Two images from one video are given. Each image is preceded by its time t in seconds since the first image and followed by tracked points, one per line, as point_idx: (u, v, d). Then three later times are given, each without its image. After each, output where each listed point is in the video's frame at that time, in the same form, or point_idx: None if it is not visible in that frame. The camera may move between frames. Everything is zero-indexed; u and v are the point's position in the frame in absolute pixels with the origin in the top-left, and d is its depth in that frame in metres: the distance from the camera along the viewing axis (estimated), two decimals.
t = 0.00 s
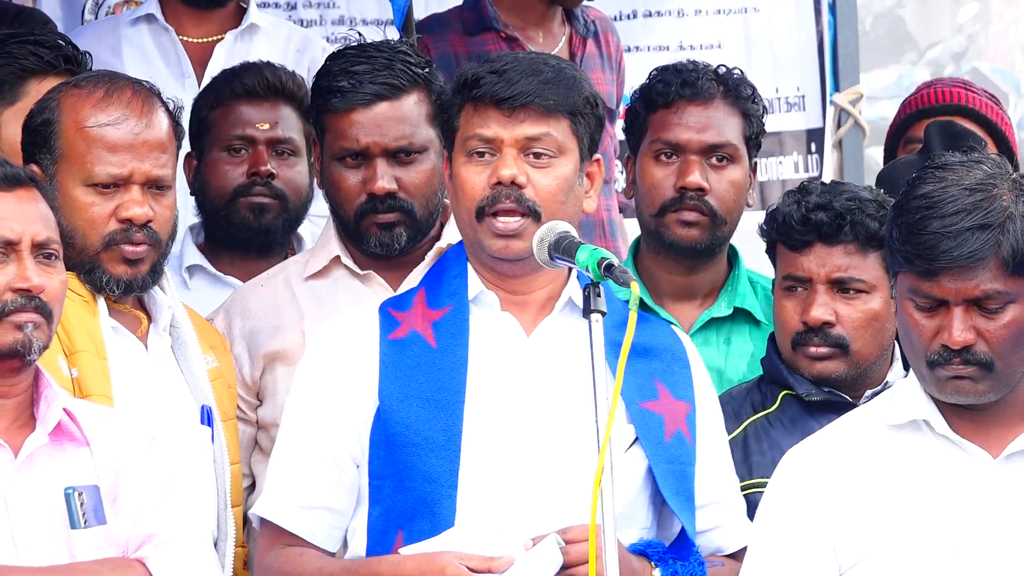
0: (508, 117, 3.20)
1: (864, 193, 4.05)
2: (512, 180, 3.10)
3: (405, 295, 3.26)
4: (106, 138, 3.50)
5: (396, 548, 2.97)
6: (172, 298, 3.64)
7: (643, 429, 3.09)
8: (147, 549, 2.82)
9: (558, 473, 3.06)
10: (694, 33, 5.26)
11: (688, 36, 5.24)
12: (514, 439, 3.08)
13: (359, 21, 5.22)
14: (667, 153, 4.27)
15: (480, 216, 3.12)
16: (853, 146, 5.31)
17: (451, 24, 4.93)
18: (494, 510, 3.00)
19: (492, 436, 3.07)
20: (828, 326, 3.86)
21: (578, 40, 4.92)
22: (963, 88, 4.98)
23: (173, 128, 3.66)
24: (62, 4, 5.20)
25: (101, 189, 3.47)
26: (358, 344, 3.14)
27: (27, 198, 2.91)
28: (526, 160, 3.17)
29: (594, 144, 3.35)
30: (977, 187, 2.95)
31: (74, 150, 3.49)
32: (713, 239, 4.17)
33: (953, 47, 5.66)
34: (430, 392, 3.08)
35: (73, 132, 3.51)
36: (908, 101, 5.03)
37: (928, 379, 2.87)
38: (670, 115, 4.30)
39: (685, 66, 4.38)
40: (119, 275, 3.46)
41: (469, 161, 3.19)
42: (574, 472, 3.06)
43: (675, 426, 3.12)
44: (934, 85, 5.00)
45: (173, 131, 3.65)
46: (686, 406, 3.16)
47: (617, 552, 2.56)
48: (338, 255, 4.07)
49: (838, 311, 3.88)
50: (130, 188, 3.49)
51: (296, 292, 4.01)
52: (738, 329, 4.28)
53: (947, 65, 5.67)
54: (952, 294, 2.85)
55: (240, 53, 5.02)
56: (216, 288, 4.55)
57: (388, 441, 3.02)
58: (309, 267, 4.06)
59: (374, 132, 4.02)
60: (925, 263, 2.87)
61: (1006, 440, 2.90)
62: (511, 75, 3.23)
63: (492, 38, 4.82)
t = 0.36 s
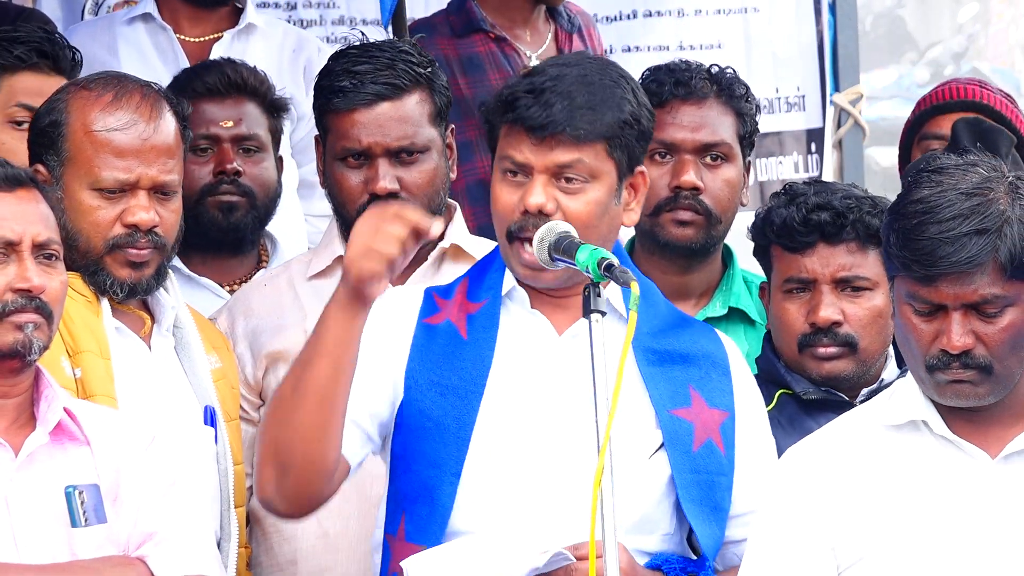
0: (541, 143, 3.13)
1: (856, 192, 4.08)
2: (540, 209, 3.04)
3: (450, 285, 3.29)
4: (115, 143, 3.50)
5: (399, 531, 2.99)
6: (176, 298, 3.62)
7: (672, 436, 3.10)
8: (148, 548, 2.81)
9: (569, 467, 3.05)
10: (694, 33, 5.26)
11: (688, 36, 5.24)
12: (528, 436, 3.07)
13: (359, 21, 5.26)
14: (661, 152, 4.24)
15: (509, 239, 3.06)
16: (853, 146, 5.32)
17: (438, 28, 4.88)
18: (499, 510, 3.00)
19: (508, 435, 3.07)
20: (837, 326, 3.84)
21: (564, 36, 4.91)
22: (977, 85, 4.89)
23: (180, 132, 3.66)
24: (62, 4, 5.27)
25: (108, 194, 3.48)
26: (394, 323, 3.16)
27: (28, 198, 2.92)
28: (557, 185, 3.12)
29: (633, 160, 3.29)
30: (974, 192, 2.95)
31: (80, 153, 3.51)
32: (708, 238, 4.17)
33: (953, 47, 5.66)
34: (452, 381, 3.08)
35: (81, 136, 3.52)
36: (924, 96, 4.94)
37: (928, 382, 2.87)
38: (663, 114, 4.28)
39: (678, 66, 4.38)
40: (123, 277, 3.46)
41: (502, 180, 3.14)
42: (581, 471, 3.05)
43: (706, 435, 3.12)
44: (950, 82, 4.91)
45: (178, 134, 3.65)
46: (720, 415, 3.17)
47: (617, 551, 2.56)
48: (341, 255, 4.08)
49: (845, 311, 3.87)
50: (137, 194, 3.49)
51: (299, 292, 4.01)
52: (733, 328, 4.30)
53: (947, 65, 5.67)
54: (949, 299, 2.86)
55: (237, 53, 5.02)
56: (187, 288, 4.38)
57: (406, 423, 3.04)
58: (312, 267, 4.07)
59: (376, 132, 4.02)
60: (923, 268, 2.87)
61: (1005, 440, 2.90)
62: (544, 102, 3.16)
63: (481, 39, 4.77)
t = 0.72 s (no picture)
0: (568, 136, 3.18)
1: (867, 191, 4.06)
2: (570, 200, 3.10)
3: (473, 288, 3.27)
4: (116, 143, 3.50)
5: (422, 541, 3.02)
6: (178, 299, 3.63)
7: (690, 439, 3.10)
8: (147, 548, 2.82)
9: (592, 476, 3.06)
10: (694, 33, 5.26)
11: (688, 36, 5.23)
12: (550, 445, 3.08)
13: (359, 21, 5.24)
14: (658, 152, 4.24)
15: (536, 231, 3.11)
16: (853, 146, 5.32)
17: (436, 36, 4.87)
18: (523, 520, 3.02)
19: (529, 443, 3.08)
20: (862, 324, 3.80)
21: (563, 34, 4.92)
22: (989, 85, 4.85)
23: (181, 132, 3.66)
24: (62, 4, 5.31)
25: (110, 195, 3.48)
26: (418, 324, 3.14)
27: (27, 199, 2.92)
28: (585, 178, 3.16)
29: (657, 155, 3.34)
30: (975, 194, 2.95)
31: (83, 153, 3.51)
32: (705, 239, 4.17)
33: (953, 47, 5.65)
34: (476, 388, 3.08)
35: (83, 136, 3.52)
36: (935, 95, 4.91)
37: (929, 385, 2.87)
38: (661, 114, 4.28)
39: (675, 67, 4.39)
40: (125, 275, 3.47)
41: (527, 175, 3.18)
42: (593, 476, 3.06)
43: (724, 439, 3.13)
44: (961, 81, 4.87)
45: (180, 133, 3.65)
46: (739, 420, 3.17)
47: (617, 553, 2.55)
48: (344, 255, 4.06)
49: (867, 307, 3.83)
50: (139, 195, 3.48)
51: (302, 291, 4.01)
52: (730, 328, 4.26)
53: (947, 65, 5.66)
54: (950, 301, 2.85)
55: (235, 49, 5.03)
56: (210, 291, 4.42)
57: (428, 431, 3.00)
58: (315, 266, 4.06)
59: (377, 132, 4.01)
60: (925, 271, 2.87)
61: (1006, 440, 2.90)
62: (572, 94, 3.21)
63: (480, 43, 4.77)
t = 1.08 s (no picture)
0: (560, 125, 3.21)
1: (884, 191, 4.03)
2: (578, 186, 3.08)
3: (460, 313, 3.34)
4: (115, 141, 3.50)
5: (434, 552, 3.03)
6: (177, 298, 3.63)
7: (686, 420, 3.12)
8: (147, 548, 2.81)
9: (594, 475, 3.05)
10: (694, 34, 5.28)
11: (688, 36, 5.26)
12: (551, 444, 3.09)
13: (359, 22, 5.24)
14: (661, 152, 4.26)
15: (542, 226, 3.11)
16: (853, 146, 5.29)
17: (456, 37, 5.03)
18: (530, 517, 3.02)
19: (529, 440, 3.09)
20: (877, 325, 3.80)
21: (587, 34, 4.98)
22: (992, 88, 4.85)
23: (180, 130, 3.66)
24: (62, 5, 5.30)
25: (110, 192, 3.49)
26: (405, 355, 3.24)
27: (27, 199, 2.92)
28: (582, 166, 3.17)
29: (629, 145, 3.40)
30: (976, 190, 2.95)
31: (82, 151, 3.51)
32: (708, 239, 4.17)
33: (953, 47, 5.65)
34: (464, 399, 3.13)
35: (81, 135, 3.52)
36: (935, 98, 4.90)
37: (930, 381, 2.87)
38: (662, 114, 4.29)
39: (677, 66, 4.37)
40: (125, 275, 3.46)
41: (522, 172, 3.19)
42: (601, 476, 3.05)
43: (721, 417, 3.13)
44: (962, 83, 4.86)
45: (180, 132, 3.65)
46: (736, 398, 3.18)
47: (617, 552, 2.56)
48: (348, 254, 4.06)
49: (883, 308, 3.83)
50: (137, 192, 3.49)
51: (305, 289, 4.00)
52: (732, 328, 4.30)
53: (947, 65, 5.66)
54: (953, 295, 2.85)
55: (235, 45, 5.03)
56: (222, 293, 4.44)
57: (426, 447, 3.10)
58: (319, 265, 4.06)
59: (381, 132, 4.02)
60: (927, 266, 2.87)
61: (1006, 439, 2.90)
62: (555, 86, 3.25)
63: (497, 47, 4.91)
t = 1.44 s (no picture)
0: (563, 123, 3.19)
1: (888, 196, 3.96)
2: (581, 184, 3.08)
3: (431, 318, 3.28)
4: (115, 141, 3.50)
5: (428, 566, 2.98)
6: (176, 298, 3.63)
7: (676, 422, 3.11)
8: (146, 550, 2.82)
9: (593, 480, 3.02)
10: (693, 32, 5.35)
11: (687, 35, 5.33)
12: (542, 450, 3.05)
13: (359, 21, 5.25)
14: (665, 153, 4.27)
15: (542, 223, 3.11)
16: (853, 146, 5.32)
17: (550, 50, 5.21)
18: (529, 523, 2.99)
19: (520, 444, 3.06)
20: (880, 332, 3.74)
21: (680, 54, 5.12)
22: (998, 93, 4.82)
23: (180, 130, 3.66)
24: (62, 4, 5.30)
25: (109, 192, 3.48)
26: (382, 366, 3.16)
27: (27, 199, 2.92)
28: (579, 166, 3.17)
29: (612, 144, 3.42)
30: (974, 182, 2.96)
31: (81, 151, 3.51)
32: (713, 239, 4.17)
33: (953, 47, 5.65)
34: (452, 408, 3.07)
35: (81, 134, 3.53)
36: (942, 100, 4.86)
37: (928, 375, 2.86)
38: (667, 115, 4.30)
39: (682, 66, 4.39)
40: (124, 276, 3.46)
41: (522, 169, 3.19)
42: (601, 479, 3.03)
43: (709, 416, 3.13)
44: (970, 87, 4.83)
45: (181, 132, 3.64)
46: (720, 396, 3.18)
47: (616, 551, 2.57)
48: (348, 253, 4.06)
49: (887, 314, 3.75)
50: (137, 192, 3.49)
51: (305, 288, 4.00)
52: (737, 327, 4.29)
53: (947, 65, 5.66)
54: (953, 287, 2.85)
55: (233, 46, 5.04)
56: (219, 294, 4.46)
57: (413, 457, 3.01)
58: (320, 264, 4.05)
59: (379, 131, 4.02)
60: (927, 257, 2.88)
61: (1004, 440, 2.90)
62: (556, 84, 3.23)
63: (589, 62, 5.11)
